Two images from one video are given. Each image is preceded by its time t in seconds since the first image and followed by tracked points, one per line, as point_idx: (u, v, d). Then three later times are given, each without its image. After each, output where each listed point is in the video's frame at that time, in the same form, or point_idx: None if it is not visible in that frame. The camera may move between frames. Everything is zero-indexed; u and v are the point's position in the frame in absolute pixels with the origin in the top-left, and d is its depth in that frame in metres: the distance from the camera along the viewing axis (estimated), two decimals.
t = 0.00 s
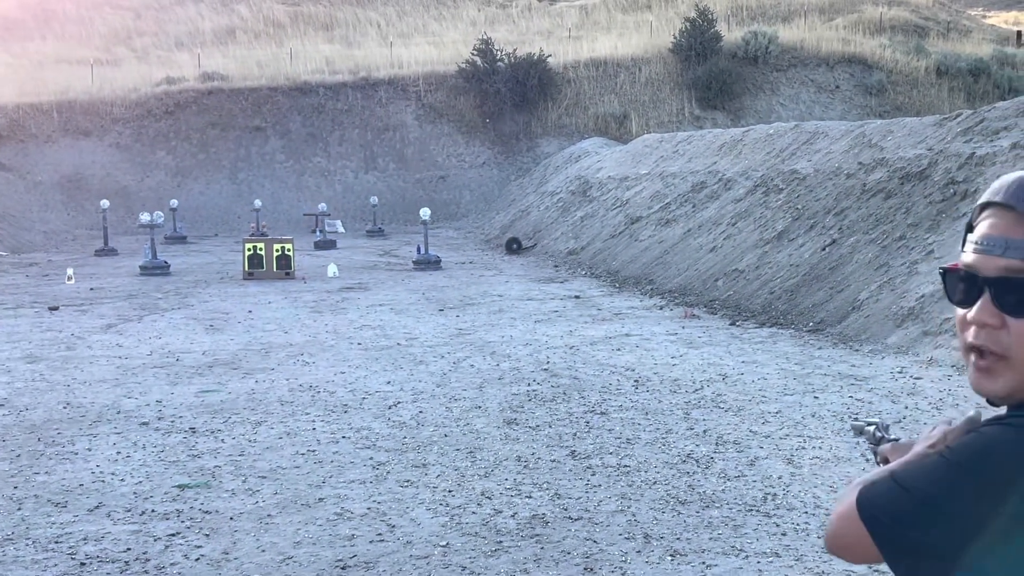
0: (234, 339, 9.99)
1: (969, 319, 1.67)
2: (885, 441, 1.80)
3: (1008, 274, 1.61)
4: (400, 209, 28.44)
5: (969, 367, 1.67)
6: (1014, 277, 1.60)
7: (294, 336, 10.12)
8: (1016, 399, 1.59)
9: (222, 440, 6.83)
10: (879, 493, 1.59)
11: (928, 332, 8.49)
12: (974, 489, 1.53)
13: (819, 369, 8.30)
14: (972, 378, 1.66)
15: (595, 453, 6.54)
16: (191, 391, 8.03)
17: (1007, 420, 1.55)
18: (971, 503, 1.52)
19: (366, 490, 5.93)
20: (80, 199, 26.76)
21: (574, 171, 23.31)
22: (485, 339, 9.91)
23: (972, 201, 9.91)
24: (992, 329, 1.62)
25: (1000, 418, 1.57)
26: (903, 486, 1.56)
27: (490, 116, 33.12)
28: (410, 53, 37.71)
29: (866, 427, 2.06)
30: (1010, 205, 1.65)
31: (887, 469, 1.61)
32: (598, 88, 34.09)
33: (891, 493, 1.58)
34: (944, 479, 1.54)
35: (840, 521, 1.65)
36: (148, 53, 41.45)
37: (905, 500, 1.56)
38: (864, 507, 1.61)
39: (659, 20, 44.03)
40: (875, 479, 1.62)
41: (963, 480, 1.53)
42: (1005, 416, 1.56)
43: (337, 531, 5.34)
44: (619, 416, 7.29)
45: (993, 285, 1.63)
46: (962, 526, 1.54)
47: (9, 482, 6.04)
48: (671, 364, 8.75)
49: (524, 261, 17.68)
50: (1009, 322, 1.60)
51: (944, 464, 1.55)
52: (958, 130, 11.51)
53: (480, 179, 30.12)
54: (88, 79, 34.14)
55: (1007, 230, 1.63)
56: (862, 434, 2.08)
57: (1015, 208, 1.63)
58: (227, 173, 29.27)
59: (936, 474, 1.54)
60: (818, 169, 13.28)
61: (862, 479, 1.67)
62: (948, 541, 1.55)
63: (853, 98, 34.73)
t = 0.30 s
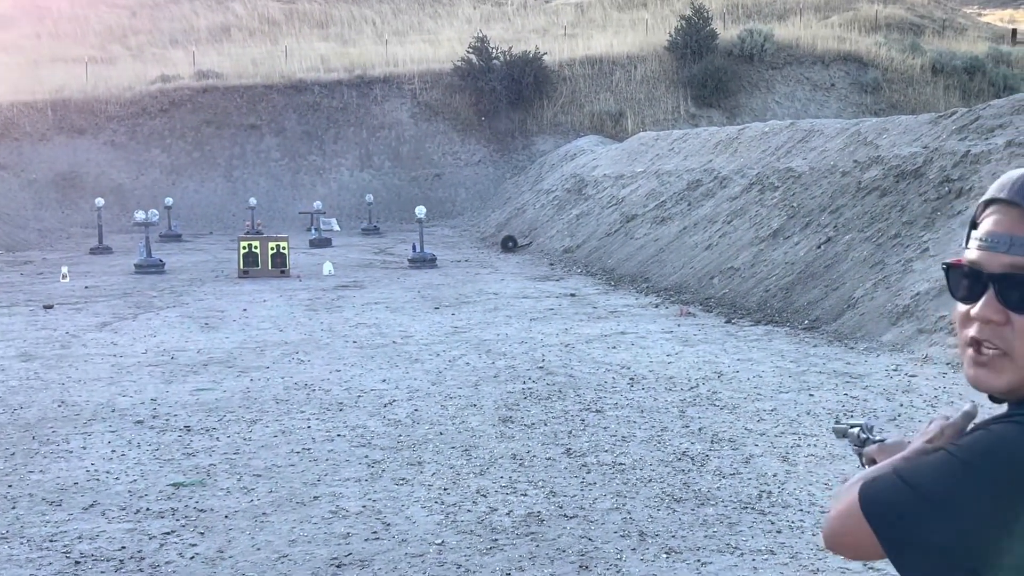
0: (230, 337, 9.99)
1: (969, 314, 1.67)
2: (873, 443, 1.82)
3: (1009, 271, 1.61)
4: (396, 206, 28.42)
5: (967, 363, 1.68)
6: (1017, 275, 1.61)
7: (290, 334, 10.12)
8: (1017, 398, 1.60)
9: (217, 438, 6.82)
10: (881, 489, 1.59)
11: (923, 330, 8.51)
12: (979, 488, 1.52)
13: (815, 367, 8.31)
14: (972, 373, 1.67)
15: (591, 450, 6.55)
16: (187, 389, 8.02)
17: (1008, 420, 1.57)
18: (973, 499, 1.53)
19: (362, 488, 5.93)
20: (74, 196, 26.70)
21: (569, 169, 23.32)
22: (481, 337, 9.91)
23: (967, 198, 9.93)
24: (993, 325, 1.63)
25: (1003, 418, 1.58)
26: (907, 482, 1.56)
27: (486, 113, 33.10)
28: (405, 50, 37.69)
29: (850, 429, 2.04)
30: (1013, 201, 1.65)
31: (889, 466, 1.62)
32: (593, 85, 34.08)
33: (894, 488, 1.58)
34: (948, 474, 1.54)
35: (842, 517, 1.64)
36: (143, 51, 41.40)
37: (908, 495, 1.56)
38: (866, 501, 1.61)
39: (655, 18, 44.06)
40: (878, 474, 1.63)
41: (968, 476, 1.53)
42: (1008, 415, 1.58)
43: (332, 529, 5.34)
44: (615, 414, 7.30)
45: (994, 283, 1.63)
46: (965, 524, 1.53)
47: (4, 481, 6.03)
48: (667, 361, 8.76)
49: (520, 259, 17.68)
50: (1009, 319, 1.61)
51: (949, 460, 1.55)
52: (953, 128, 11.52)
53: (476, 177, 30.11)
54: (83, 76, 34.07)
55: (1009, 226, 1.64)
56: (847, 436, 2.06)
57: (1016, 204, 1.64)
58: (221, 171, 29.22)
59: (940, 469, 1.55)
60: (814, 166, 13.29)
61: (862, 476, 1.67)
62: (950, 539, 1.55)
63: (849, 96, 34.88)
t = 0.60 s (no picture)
0: (227, 335, 9.98)
1: (956, 308, 1.68)
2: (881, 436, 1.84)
3: (993, 266, 1.61)
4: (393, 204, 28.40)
5: (958, 355, 1.68)
6: (1002, 269, 1.60)
7: (287, 332, 10.11)
8: (1010, 391, 1.59)
9: (214, 436, 6.82)
10: (874, 487, 1.61)
11: (919, 328, 8.51)
12: (968, 486, 1.52)
13: (812, 364, 8.31)
14: (962, 366, 1.67)
15: (589, 448, 6.55)
16: (184, 387, 8.02)
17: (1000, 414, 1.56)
18: (963, 496, 1.52)
19: (359, 487, 5.93)
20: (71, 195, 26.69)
21: (566, 167, 23.31)
22: (478, 335, 9.91)
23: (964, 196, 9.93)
24: (983, 319, 1.63)
25: (995, 412, 1.58)
26: (898, 480, 1.57)
27: (483, 112, 33.08)
28: (402, 48, 37.66)
29: (854, 422, 2.14)
30: (996, 191, 1.64)
31: (882, 463, 1.63)
32: (590, 83, 34.08)
33: (885, 487, 1.59)
34: (936, 473, 1.54)
35: (837, 517, 1.66)
36: (139, 49, 41.36)
37: (897, 494, 1.57)
38: (856, 499, 1.62)
39: (651, 16, 44.01)
40: (871, 471, 1.64)
41: (955, 472, 1.53)
42: (1001, 410, 1.57)
43: (330, 527, 5.34)
44: (612, 412, 7.30)
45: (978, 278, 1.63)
46: (955, 521, 1.53)
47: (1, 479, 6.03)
48: (664, 359, 8.76)
49: (517, 257, 17.68)
50: (995, 314, 1.61)
51: (938, 458, 1.55)
52: (950, 125, 11.53)
53: (473, 175, 30.08)
54: (79, 75, 34.03)
55: (992, 219, 1.63)
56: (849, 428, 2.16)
57: (999, 195, 1.63)
58: (219, 169, 29.20)
59: (929, 467, 1.55)
60: (811, 164, 13.29)
61: (858, 473, 1.68)
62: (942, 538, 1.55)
63: (845, 94, 34.93)
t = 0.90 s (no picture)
0: (226, 333, 9.98)
1: (952, 307, 1.68)
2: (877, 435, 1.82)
3: (992, 264, 1.61)
4: (392, 202, 28.40)
5: (952, 353, 1.68)
6: (1001, 267, 1.61)
7: (286, 330, 10.11)
8: (1009, 388, 1.59)
9: (214, 434, 6.82)
10: (871, 491, 1.58)
11: (919, 325, 8.52)
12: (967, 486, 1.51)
13: (811, 361, 8.31)
14: (959, 364, 1.67)
15: (588, 446, 6.55)
16: (183, 384, 8.03)
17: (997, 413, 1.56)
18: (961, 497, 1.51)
19: (359, 484, 5.93)
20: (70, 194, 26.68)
21: (565, 164, 23.32)
22: (477, 333, 9.90)
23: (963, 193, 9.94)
24: (981, 317, 1.63)
25: (992, 410, 1.57)
26: (896, 484, 1.55)
27: (482, 109, 33.07)
28: (401, 46, 37.66)
29: (856, 420, 2.11)
30: (990, 188, 1.64)
31: (879, 467, 1.61)
32: (589, 81, 34.07)
33: (884, 492, 1.57)
34: (934, 475, 1.53)
35: (833, 523, 1.63)
36: (138, 47, 41.35)
37: (894, 495, 1.55)
38: (853, 503, 1.60)
39: (650, 13, 44.01)
40: (866, 475, 1.62)
41: (955, 472, 1.51)
42: (999, 408, 1.56)
43: (330, 525, 5.34)
44: (612, 410, 7.30)
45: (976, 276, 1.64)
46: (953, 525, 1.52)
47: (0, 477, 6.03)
48: (663, 357, 8.76)
49: (516, 255, 17.69)
50: (994, 312, 1.61)
51: (935, 462, 1.54)
52: (949, 123, 11.52)
53: (472, 172, 30.09)
54: (78, 73, 34.00)
55: (990, 215, 1.63)
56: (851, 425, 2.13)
57: (994, 191, 1.63)
58: (219, 168, 29.20)
59: (927, 470, 1.54)
60: (810, 161, 13.29)
61: (853, 475, 1.66)
62: (940, 541, 1.53)
63: (844, 91, 35.01)
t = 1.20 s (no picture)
0: (227, 331, 9.98)
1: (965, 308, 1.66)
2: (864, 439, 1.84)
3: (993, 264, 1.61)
4: (393, 200, 28.41)
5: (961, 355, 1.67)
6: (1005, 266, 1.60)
7: (288, 328, 10.12)
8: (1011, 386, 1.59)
9: (215, 432, 6.82)
10: (879, 496, 1.55)
11: (920, 322, 8.51)
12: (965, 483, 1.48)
13: (812, 359, 8.31)
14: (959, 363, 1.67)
15: (589, 444, 6.55)
16: (185, 382, 8.04)
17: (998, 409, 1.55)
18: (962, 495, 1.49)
19: (360, 482, 5.94)
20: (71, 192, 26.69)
21: (566, 162, 23.32)
22: (479, 331, 9.90)
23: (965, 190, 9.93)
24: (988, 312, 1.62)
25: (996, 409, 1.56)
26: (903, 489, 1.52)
27: (483, 107, 33.06)
28: (402, 44, 37.64)
29: (845, 417, 2.02)
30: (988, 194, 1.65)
31: (884, 473, 1.58)
32: (590, 78, 34.03)
33: (891, 496, 1.54)
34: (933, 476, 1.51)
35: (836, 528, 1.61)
36: (139, 45, 41.35)
37: (894, 496, 1.53)
38: (858, 509, 1.57)
39: (651, 10, 43.95)
40: (868, 480, 1.60)
41: (959, 475, 1.49)
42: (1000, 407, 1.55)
43: (331, 523, 5.34)
44: (614, 408, 7.29)
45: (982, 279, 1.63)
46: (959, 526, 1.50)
47: (3, 476, 6.04)
48: (665, 354, 8.76)
49: (517, 253, 17.69)
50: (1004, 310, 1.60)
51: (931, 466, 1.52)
52: (951, 120, 11.51)
53: (473, 170, 30.10)
54: (79, 71, 34.00)
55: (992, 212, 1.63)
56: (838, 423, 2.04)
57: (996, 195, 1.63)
58: (220, 166, 29.19)
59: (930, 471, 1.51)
60: (812, 159, 13.27)
61: (854, 481, 1.65)
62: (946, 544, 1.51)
63: (846, 88, 35.07)
